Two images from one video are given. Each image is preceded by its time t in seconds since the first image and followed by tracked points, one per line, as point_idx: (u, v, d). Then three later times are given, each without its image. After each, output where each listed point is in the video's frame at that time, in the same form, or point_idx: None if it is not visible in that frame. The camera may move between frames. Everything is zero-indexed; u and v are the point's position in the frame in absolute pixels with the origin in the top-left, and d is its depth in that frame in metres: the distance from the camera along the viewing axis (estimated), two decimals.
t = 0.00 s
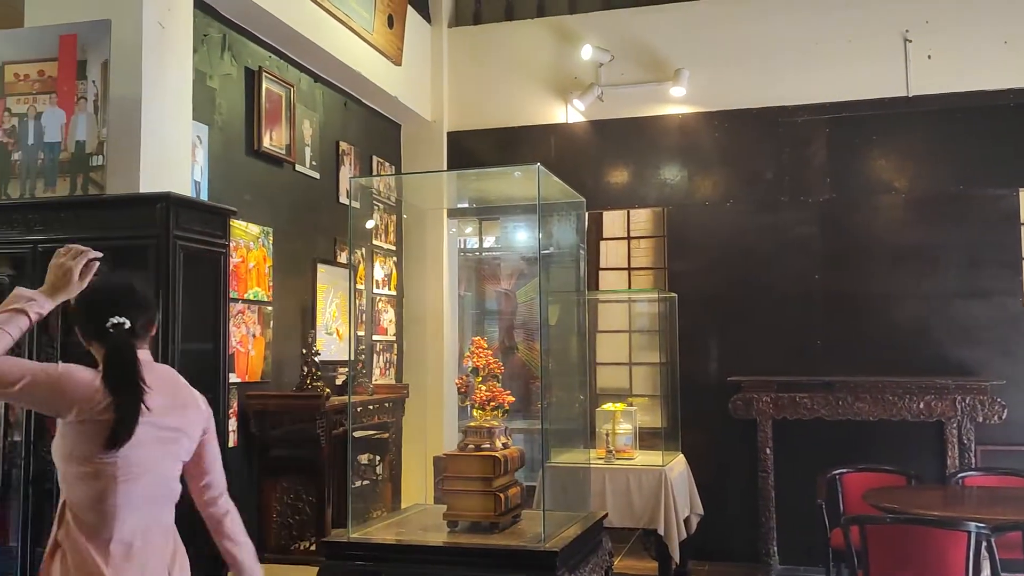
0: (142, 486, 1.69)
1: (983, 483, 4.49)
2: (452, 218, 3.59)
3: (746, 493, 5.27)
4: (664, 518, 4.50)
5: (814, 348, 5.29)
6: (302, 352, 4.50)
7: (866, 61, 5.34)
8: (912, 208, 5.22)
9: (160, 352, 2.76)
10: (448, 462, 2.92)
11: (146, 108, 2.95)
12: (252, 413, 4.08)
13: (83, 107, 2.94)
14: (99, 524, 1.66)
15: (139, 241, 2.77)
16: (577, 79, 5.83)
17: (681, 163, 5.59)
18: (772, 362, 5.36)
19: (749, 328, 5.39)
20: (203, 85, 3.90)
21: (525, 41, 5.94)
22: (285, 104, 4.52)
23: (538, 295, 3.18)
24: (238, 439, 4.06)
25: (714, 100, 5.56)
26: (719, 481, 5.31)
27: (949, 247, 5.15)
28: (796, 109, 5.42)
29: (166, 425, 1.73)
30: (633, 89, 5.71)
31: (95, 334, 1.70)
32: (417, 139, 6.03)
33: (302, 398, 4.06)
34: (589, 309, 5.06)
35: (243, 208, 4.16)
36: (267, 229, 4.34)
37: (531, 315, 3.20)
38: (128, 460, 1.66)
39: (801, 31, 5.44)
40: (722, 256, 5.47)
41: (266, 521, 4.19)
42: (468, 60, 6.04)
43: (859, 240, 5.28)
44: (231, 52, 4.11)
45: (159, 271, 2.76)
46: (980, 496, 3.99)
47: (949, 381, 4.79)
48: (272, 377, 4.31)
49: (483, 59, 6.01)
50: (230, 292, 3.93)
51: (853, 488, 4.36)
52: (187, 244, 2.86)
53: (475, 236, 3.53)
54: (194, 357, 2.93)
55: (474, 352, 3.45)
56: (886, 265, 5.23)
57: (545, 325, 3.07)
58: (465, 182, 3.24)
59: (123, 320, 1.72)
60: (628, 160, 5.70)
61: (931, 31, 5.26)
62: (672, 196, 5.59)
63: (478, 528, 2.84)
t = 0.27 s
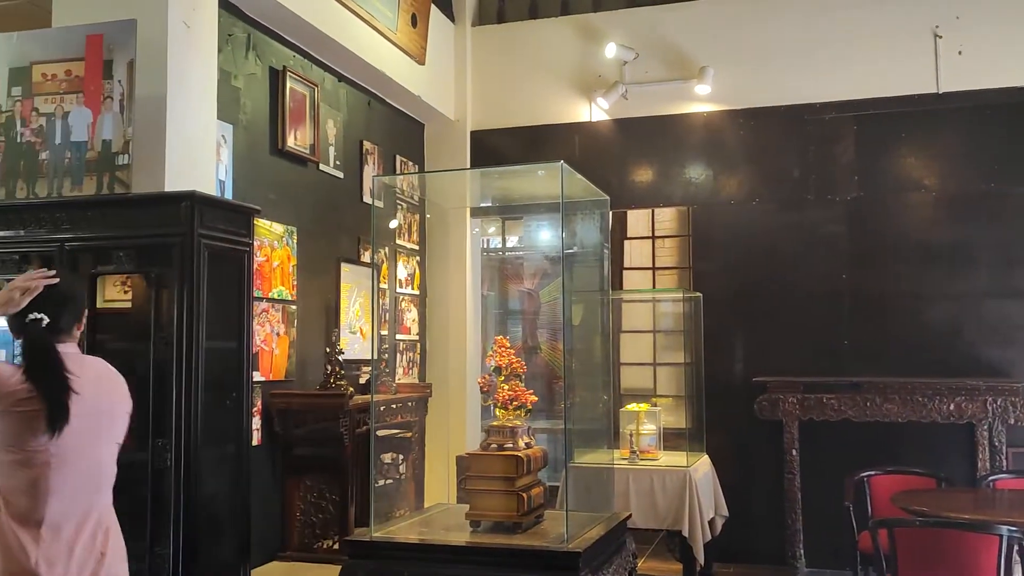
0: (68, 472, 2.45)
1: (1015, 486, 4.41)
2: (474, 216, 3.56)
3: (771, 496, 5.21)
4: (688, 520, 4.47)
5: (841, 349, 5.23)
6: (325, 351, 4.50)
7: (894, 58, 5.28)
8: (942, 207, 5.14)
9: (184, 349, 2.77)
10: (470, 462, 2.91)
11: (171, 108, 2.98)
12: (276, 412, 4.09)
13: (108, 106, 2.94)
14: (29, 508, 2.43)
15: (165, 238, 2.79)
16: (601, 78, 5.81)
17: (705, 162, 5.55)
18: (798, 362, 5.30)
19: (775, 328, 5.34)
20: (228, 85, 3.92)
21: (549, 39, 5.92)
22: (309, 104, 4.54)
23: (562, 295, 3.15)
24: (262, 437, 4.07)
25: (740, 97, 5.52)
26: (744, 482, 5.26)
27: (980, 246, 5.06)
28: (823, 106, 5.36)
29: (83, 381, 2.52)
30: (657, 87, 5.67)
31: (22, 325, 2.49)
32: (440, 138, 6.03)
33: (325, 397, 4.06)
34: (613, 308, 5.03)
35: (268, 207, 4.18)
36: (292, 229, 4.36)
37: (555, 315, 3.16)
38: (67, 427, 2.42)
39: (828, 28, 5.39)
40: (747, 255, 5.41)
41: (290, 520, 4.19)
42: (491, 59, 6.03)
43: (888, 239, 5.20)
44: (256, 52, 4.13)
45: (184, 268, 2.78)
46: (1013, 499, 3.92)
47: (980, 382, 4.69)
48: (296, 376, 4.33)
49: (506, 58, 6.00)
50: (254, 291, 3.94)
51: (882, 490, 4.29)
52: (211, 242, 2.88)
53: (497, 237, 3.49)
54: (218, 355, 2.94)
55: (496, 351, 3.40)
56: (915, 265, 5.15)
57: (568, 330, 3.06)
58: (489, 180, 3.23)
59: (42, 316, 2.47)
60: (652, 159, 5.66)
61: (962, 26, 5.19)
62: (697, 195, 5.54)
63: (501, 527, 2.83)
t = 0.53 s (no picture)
0: None
1: None
2: (490, 216, 3.52)
3: (789, 497, 5.15)
4: (705, 521, 4.43)
5: (859, 348, 5.17)
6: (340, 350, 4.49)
7: (914, 54, 5.22)
8: (963, 205, 5.07)
9: (198, 348, 2.76)
10: (485, 461, 2.88)
11: (185, 107, 2.95)
12: (290, 410, 4.08)
13: (123, 104, 2.94)
14: None
15: (179, 237, 2.78)
16: (617, 76, 5.77)
17: (722, 160, 5.50)
18: (816, 362, 5.24)
19: (792, 328, 5.28)
20: (243, 83, 3.91)
21: (564, 38, 5.89)
22: (324, 102, 4.53)
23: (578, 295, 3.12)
24: (277, 436, 4.07)
25: (758, 95, 5.47)
26: (761, 483, 5.20)
27: (1001, 245, 4.99)
28: (842, 103, 5.31)
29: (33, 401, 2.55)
30: (674, 85, 5.63)
31: None
32: (455, 137, 6.01)
33: (340, 396, 4.05)
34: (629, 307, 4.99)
35: (283, 205, 4.17)
36: (307, 227, 4.35)
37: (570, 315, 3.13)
38: None
39: (847, 24, 5.34)
40: (765, 254, 5.36)
41: (304, 519, 4.18)
42: (506, 58, 6.01)
43: (907, 237, 5.14)
44: (271, 50, 4.13)
45: (199, 267, 2.76)
46: None
47: (1003, 382, 4.65)
48: (311, 374, 4.32)
49: (521, 56, 5.98)
50: (270, 289, 3.93)
51: (901, 491, 4.24)
52: (226, 240, 2.86)
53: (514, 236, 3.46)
54: (232, 353, 2.93)
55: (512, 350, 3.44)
56: (935, 264, 5.08)
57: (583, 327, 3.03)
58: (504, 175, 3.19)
59: None
60: (668, 157, 5.62)
61: (983, 23, 5.13)
62: (714, 193, 5.50)
63: (516, 527, 2.80)
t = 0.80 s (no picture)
0: None
1: None
2: (503, 213, 3.45)
3: (809, 498, 5.09)
4: (725, 522, 4.37)
5: (880, 347, 5.09)
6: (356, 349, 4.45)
7: (936, 49, 5.14)
8: (985, 202, 4.99)
9: (216, 347, 2.71)
10: (507, 462, 2.85)
11: (202, 102, 2.91)
12: (307, 409, 4.06)
13: (139, 98, 2.91)
14: None
15: (196, 233, 2.73)
16: (633, 72, 5.71)
17: (740, 157, 5.44)
18: (836, 361, 5.17)
19: (812, 326, 5.21)
20: (259, 79, 3.87)
21: (580, 33, 5.83)
22: (339, 98, 4.49)
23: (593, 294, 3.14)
24: (293, 435, 4.03)
25: (776, 90, 5.40)
26: (781, 483, 5.14)
27: None
28: (861, 99, 5.23)
29: None
30: (691, 81, 5.57)
31: None
32: (469, 133, 5.96)
33: (356, 395, 4.01)
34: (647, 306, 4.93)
35: (298, 203, 4.13)
36: (322, 225, 4.30)
37: (584, 313, 3.20)
38: None
39: (867, 19, 5.26)
40: (783, 252, 5.29)
41: (321, 519, 4.14)
42: (521, 54, 5.95)
43: (929, 234, 5.06)
44: (286, 46, 4.08)
45: (216, 264, 2.72)
46: None
47: None
48: (326, 373, 4.27)
49: (536, 53, 5.92)
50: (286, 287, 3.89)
51: (925, 493, 4.18)
52: (243, 237, 2.82)
53: (525, 233, 3.46)
54: (251, 352, 2.88)
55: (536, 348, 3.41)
56: (957, 261, 5.00)
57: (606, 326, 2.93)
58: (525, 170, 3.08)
59: None
60: (685, 154, 5.56)
61: (1005, 17, 5.04)
62: (731, 190, 5.43)
63: (541, 529, 2.74)
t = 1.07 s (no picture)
0: None
1: None
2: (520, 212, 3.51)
3: (834, 501, 5.01)
4: (752, 525, 4.30)
5: (905, 348, 5.01)
6: (375, 350, 4.39)
7: (961, 44, 5.06)
8: (1013, 199, 4.90)
9: (242, 348, 2.66)
10: (537, 466, 2.82)
11: (224, 100, 2.85)
12: (327, 411, 3.99)
13: (162, 95, 2.85)
14: None
15: (221, 233, 2.68)
16: (652, 69, 5.64)
17: (761, 155, 5.36)
18: (860, 362, 5.09)
19: (835, 327, 5.13)
20: (278, 76, 3.82)
21: (598, 31, 5.77)
22: (358, 96, 4.43)
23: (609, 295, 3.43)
24: (314, 438, 3.97)
25: (798, 87, 5.32)
26: (804, 486, 5.06)
27: None
28: (885, 96, 5.15)
29: None
30: (711, 78, 5.49)
31: None
32: (485, 132, 5.89)
33: (377, 397, 3.95)
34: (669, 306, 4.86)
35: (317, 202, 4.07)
36: (341, 225, 4.24)
37: (599, 314, 3.48)
38: None
39: (891, 15, 5.18)
40: (806, 251, 5.21)
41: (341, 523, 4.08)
42: (538, 52, 5.89)
43: (955, 233, 4.97)
44: (305, 43, 4.02)
45: (241, 264, 2.66)
46: None
47: None
48: (346, 375, 4.22)
49: (553, 51, 5.86)
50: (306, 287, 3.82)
51: (956, 496, 4.10)
52: (268, 235, 2.76)
53: (539, 233, 3.70)
54: (275, 353, 2.82)
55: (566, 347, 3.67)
56: (984, 260, 4.92)
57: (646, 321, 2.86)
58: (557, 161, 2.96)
59: None
60: (705, 152, 5.48)
61: None
62: (753, 188, 5.35)
63: (572, 535, 2.67)
